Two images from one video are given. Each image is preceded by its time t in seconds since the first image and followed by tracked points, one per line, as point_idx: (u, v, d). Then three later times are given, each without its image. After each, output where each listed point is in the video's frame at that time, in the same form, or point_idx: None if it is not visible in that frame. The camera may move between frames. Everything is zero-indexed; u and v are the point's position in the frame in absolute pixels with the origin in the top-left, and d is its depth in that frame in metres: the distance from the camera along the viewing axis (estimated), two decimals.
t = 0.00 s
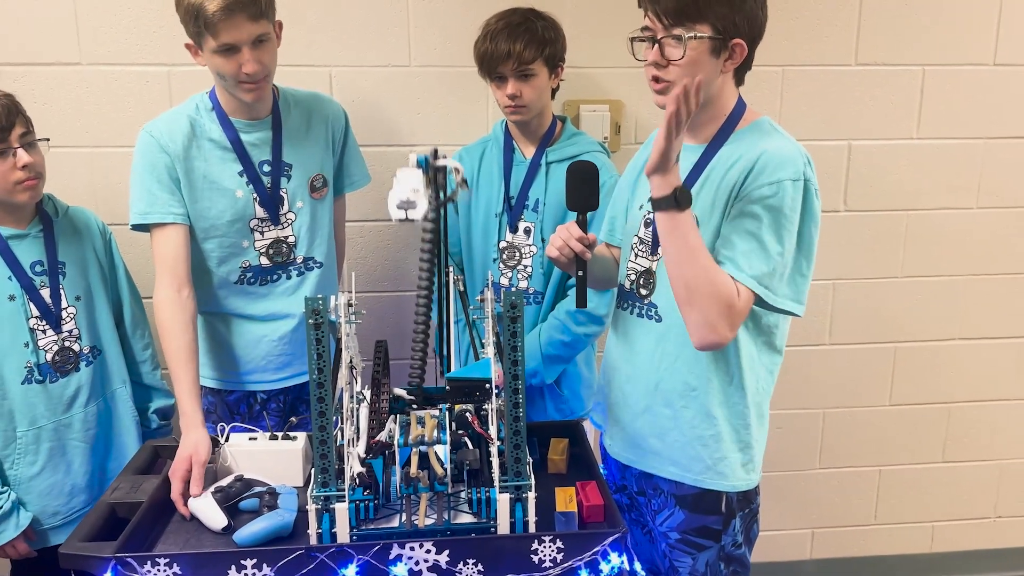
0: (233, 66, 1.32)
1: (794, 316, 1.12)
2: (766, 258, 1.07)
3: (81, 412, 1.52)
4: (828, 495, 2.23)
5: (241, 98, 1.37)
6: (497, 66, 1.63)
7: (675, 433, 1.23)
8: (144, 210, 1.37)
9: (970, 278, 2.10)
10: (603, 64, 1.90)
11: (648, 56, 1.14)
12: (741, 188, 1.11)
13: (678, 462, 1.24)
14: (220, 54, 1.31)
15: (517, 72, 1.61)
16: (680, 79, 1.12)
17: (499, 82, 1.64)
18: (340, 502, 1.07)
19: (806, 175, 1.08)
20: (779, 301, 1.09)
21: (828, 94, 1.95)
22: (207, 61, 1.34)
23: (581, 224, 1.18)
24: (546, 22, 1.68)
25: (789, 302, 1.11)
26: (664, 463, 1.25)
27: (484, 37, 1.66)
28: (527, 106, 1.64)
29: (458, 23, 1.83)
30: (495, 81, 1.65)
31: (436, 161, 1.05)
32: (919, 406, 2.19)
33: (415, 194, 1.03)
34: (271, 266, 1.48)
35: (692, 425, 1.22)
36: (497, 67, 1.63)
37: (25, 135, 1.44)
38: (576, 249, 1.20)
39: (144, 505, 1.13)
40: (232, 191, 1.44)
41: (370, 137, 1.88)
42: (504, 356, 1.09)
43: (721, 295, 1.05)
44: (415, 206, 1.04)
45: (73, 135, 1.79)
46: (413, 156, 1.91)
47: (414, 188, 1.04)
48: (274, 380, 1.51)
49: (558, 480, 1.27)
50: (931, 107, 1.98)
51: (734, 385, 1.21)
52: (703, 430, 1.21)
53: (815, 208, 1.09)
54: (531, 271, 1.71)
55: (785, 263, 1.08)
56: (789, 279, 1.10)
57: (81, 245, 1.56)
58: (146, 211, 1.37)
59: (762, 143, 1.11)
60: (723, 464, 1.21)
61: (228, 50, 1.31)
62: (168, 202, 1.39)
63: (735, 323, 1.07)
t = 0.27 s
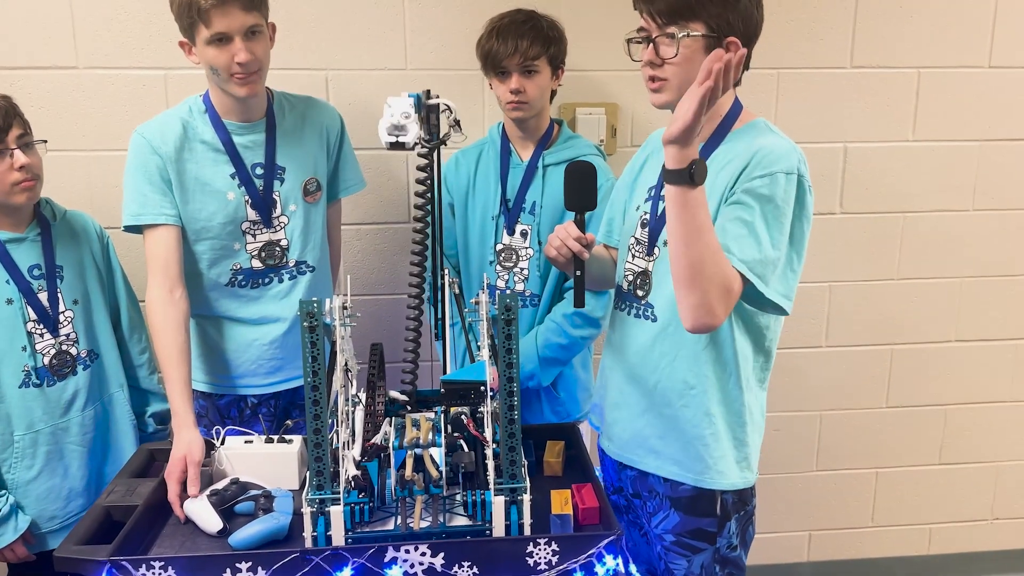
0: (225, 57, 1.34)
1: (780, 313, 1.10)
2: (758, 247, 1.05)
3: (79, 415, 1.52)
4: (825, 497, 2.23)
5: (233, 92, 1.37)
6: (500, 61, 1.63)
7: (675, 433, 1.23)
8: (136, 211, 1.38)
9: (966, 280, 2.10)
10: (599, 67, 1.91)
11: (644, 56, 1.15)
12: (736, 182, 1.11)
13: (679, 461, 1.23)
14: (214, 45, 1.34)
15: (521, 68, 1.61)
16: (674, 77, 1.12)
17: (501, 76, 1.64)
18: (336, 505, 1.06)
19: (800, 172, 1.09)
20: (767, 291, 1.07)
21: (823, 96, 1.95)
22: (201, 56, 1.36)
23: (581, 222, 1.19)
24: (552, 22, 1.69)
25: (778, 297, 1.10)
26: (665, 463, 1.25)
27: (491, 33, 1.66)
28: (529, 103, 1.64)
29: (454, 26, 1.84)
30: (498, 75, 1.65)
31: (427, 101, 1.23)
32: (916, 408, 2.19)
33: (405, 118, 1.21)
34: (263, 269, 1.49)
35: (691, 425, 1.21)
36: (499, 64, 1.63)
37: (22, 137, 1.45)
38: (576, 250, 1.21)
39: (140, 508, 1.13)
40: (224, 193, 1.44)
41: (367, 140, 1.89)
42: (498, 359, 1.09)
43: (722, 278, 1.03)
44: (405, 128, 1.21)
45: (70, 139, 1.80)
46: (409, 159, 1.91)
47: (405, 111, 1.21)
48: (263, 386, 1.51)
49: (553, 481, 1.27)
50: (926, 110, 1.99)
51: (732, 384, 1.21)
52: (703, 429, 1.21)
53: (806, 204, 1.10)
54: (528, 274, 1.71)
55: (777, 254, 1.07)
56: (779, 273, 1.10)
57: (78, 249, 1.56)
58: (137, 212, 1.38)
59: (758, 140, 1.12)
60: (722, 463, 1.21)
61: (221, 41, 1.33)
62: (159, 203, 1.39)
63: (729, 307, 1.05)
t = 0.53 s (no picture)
0: (221, 57, 1.34)
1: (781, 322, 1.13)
2: (752, 264, 1.06)
3: (79, 421, 1.52)
4: (826, 501, 2.23)
5: (228, 94, 1.36)
6: (506, 65, 1.63)
7: (671, 439, 1.24)
8: (128, 214, 1.38)
9: (967, 284, 2.10)
10: (599, 71, 1.91)
11: (644, 60, 1.15)
12: (731, 193, 1.11)
13: (674, 468, 1.23)
14: (209, 45, 1.34)
15: (527, 71, 1.62)
16: (675, 81, 1.12)
17: (507, 79, 1.65)
18: (336, 510, 1.06)
19: (796, 181, 1.08)
20: (766, 305, 1.08)
21: (823, 101, 1.96)
22: (196, 58, 1.37)
23: (580, 230, 1.19)
24: (559, 27, 1.70)
25: (778, 308, 1.11)
26: (660, 470, 1.25)
27: (497, 36, 1.66)
28: (534, 106, 1.63)
29: (454, 31, 1.85)
30: (503, 79, 1.65)
31: (429, 101, 1.25)
32: (917, 412, 2.18)
33: (405, 117, 1.20)
34: (256, 274, 1.49)
35: (687, 432, 1.21)
36: (505, 67, 1.63)
37: (22, 142, 1.45)
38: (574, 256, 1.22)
39: (140, 513, 1.13)
40: (217, 197, 1.45)
41: (367, 145, 1.89)
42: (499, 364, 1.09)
43: (716, 299, 1.04)
44: (405, 128, 1.20)
45: (71, 144, 1.80)
46: (410, 163, 1.91)
47: (405, 110, 1.20)
48: (253, 392, 1.51)
49: (554, 487, 1.27)
50: (926, 114, 1.99)
51: (731, 391, 1.20)
52: (699, 437, 1.21)
53: (803, 213, 1.10)
54: (528, 279, 1.71)
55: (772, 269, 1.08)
56: (777, 284, 1.10)
57: (79, 255, 1.57)
58: (129, 215, 1.39)
59: (755, 149, 1.12)
60: (719, 471, 1.21)
61: (216, 42, 1.34)
62: (152, 206, 1.40)
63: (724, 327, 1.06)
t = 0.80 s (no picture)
0: (219, 68, 1.35)
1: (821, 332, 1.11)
2: (783, 281, 1.05)
3: (82, 427, 1.52)
4: (828, 507, 2.22)
5: (225, 104, 1.37)
6: (509, 71, 1.64)
7: (671, 446, 1.24)
8: (119, 218, 1.40)
9: (969, 289, 2.10)
10: (601, 77, 1.91)
11: (642, 86, 1.14)
12: (742, 210, 1.11)
13: (674, 475, 1.23)
14: (206, 56, 1.35)
15: (530, 78, 1.62)
16: (674, 106, 1.13)
17: (510, 85, 1.65)
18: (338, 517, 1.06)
19: (806, 192, 1.09)
20: (809, 321, 1.06)
21: (824, 107, 1.96)
22: (193, 67, 1.37)
23: (577, 235, 1.19)
24: (562, 33, 1.70)
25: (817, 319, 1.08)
26: (660, 476, 1.25)
27: (500, 44, 1.67)
28: (537, 112, 1.64)
29: (457, 37, 1.85)
30: (507, 85, 1.66)
31: (430, 107, 1.24)
32: (920, 418, 2.18)
33: (408, 124, 1.21)
34: (246, 282, 1.49)
35: (688, 439, 1.21)
36: (509, 73, 1.64)
37: (24, 148, 1.45)
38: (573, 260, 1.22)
39: (142, 519, 1.13)
40: (208, 204, 1.45)
41: (369, 151, 1.89)
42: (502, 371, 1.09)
43: (759, 338, 1.03)
44: (409, 134, 1.21)
45: (74, 149, 1.81)
46: (411, 169, 1.91)
47: (408, 116, 1.21)
48: (236, 400, 1.51)
49: (556, 493, 1.26)
50: (928, 120, 1.99)
51: (735, 398, 1.19)
52: (700, 444, 1.20)
53: (820, 221, 1.10)
54: (531, 284, 1.71)
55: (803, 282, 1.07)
56: (813, 295, 1.09)
57: (81, 261, 1.57)
58: (120, 219, 1.40)
59: (759, 162, 1.12)
60: (720, 479, 1.20)
61: (215, 53, 1.35)
62: (143, 212, 1.42)
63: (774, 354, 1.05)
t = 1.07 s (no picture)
0: (219, 90, 1.34)
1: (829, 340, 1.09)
2: (782, 297, 1.06)
3: (84, 429, 1.52)
4: (830, 511, 2.22)
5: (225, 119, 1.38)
6: (512, 74, 1.63)
7: (670, 447, 1.23)
8: (118, 217, 1.42)
9: (971, 293, 2.10)
10: (604, 80, 1.92)
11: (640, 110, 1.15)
12: (743, 223, 1.11)
13: (672, 476, 1.23)
14: (207, 77, 1.34)
15: (533, 81, 1.62)
16: (675, 125, 1.14)
17: (513, 89, 1.65)
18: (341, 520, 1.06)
19: (806, 204, 1.07)
20: (813, 331, 1.06)
21: (826, 110, 1.96)
22: (194, 81, 1.37)
23: (575, 236, 1.21)
24: (564, 36, 1.70)
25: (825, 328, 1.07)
26: (659, 477, 1.25)
27: (503, 47, 1.67)
28: (540, 116, 1.64)
29: (459, 40, 1.86)
30: (510, 89, 1.65)
31: (433, 109, 1.25)
32: (922, 422, 2.18)
33: (412, 127, 1.21)
34: (245, 285, 1.49)
35: (687, 439, 1.21)
36: (511, 77, 1.64)
37: (29, 151, 1.46)
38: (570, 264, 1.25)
39: (145, 521, 1.13)
40: (208, 206, 1.46)
41: (371, 154, 1.90)
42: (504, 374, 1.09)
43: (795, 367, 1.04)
44: (412, 137, 1.22)
45: (77, 152, 1.81)
46: (414, 172, 1.92)
47: (412, 119, 1.22)
48: (230, 407, 1.51)
49: (559, 497, 1.26)
50: (929, 123, 2.00)
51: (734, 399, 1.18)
52: (698, 444, 1.20)
53: (822, 232, 1.08)
54: (534, 287, 1.71)
55: (806, 296, 1.06)
56: (819, 306, 1.07)
57: (83, 263, 1.57)
58: (120, 218, 1.42)
59: (757, 172, 1.11)
60: (718, 480, 1.20)
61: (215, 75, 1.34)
62: (142, 211, 1.44)
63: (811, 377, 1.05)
